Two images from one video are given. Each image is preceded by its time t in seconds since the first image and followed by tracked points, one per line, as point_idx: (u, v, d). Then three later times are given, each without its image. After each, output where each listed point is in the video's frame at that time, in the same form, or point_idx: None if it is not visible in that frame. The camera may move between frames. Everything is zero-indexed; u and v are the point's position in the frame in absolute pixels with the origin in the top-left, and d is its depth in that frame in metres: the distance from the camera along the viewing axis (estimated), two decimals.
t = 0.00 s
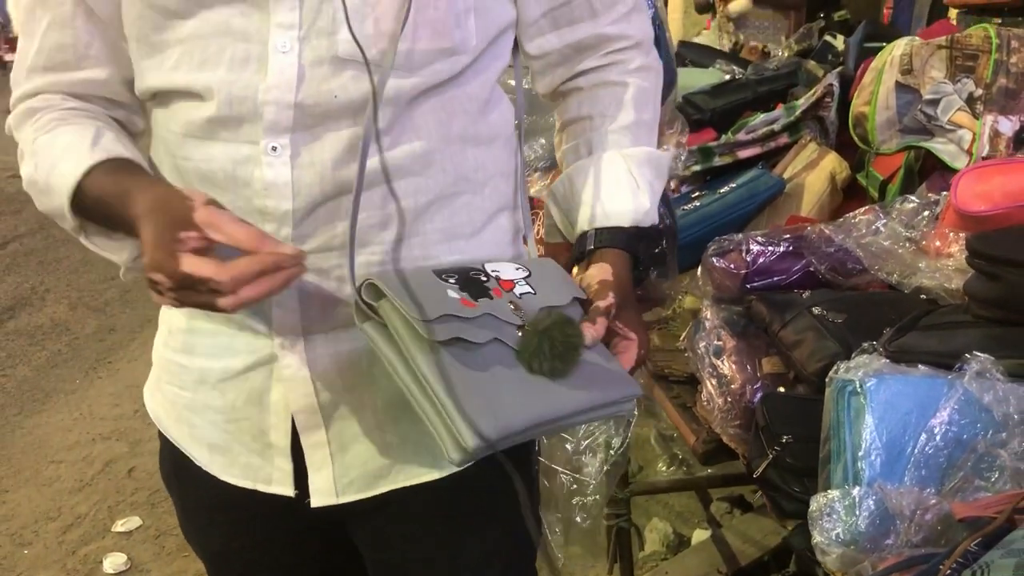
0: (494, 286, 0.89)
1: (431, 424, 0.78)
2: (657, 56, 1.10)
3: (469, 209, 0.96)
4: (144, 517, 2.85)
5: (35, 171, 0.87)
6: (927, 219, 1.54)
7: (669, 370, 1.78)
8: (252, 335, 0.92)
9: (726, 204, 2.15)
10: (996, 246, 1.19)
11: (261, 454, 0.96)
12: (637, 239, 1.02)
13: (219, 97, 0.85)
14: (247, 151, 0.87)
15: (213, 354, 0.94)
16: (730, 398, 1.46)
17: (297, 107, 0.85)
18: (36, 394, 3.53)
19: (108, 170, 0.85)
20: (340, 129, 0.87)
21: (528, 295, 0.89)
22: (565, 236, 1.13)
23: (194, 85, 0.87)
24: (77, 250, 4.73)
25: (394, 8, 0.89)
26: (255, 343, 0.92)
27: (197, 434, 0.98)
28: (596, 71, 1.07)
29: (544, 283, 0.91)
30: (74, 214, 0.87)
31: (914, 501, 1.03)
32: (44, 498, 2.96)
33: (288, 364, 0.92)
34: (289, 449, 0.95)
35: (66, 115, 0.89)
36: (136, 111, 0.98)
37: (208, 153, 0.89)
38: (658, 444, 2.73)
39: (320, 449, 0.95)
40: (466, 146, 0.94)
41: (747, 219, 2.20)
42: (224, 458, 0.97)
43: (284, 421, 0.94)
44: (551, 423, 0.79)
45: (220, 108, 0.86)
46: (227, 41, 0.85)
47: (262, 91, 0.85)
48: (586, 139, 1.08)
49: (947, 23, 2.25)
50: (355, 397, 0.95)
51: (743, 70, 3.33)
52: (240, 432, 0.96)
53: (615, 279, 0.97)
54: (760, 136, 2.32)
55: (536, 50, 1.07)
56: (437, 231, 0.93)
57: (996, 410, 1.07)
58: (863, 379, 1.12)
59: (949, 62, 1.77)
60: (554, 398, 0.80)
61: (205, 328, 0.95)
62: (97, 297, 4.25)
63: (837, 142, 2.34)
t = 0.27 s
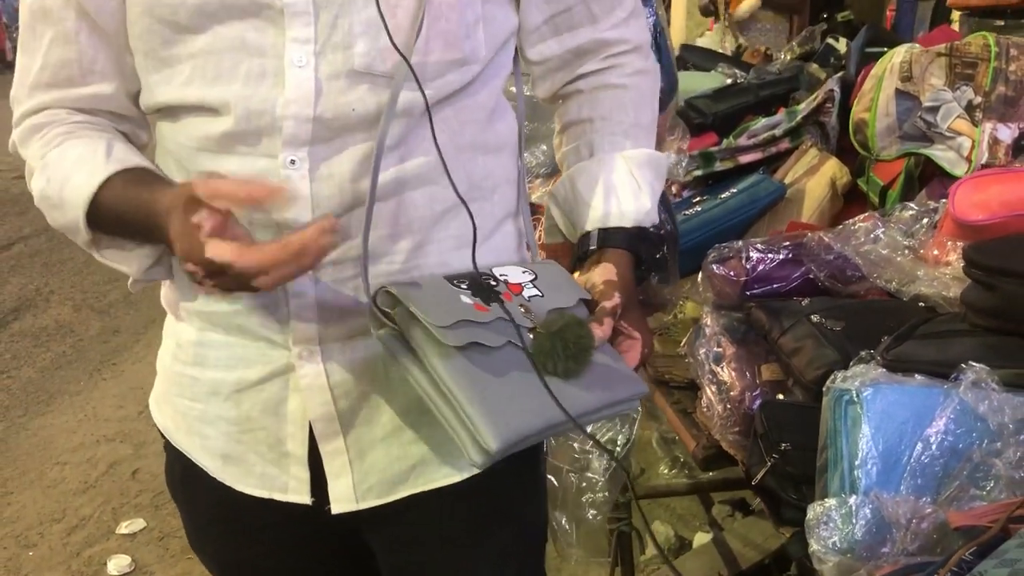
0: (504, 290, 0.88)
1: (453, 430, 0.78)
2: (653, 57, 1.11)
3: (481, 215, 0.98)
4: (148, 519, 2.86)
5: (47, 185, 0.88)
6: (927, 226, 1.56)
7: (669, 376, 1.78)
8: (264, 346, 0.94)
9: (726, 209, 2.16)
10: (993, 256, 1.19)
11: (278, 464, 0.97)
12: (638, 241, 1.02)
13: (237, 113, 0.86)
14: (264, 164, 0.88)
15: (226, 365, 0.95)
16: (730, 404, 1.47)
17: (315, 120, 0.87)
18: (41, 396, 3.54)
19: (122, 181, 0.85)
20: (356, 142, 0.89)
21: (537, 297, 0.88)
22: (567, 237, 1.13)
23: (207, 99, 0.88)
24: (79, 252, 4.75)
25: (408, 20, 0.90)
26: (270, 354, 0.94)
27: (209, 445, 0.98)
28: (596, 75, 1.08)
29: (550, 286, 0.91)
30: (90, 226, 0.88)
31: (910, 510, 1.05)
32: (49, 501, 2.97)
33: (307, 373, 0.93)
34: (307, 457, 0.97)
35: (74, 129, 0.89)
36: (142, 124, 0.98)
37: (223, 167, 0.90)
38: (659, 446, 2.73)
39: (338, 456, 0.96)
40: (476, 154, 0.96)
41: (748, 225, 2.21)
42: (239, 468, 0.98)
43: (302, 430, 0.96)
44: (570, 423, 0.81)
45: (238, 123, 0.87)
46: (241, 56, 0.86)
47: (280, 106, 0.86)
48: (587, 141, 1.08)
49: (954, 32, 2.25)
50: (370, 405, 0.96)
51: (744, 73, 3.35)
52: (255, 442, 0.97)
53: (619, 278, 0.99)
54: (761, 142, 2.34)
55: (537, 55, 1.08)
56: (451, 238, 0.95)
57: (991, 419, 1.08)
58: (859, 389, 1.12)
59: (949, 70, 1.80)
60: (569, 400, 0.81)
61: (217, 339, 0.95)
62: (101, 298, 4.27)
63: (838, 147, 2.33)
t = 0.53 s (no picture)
0: (522, 302, 0.88)
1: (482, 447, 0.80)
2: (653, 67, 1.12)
3: (483, 226, 0.98)
4: (151, 520, 2.87)
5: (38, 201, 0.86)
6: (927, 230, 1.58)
7: (669, 381, 1.81)
8: (268, 354, 0.95)
9: (727, 213, 2.18)
10: (989, 264, 1.21)
11: (282, 474, 0.98)
12: (642, 253, 1.04)
13: (244, 123, 0.88)
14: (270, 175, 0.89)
15: (230, 376, 0.96)
16: (730, 410, 1.48)
17: (322, 131, 0.87)
18: (44, 397, 3.55)
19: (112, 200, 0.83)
20: (363, 152, 0.90)
21: (555, 309, 0.89)
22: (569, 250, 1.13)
23: (213, 110, 0.89)
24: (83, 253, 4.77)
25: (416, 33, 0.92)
26: (275, 363, 0.95)
27: (211, 455, 0.99)
28: (598, 88, 1.08)
29: (566, 298, 0.91)
30: (81, 239, 0.85)
31: (908, 516, 1.06)
32: (52, 502, 2.98)
33: (312, 384, 0.94)
34: (311, 467, 0.98)
35: (69, 140, 0.88)
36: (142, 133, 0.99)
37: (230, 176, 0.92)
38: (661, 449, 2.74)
39: (343, 467, 0.97)
40: (480, 165, 0.97)
41: (749, 228, 2.22)
42: (242, 479, 0.99)
43: (307, 439, 0.97)
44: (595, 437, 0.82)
45: (244, 133, 0.88)
46: (247, 67, 0.87)
47: (287, 117, 0.87)
48: (589, 154, 1.08)
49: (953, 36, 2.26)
50: (376, 416, 0.97)
51: (746, 76, 3.36)
52: (258, 452, 0.98)
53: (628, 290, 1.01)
54: (763, 146, 2.35)
55: (537, 67, 1.09)
56: (455, 248, 0.96)
57: (988, 426, 1.09)
58: (858, 396, 1.13)
59: (948, 76, 1.81)
60: (594, 413, 0.82)
61: (221, 351, 0.96)
62: (104, 300, 4.29)
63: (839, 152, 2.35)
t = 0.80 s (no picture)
0: (519, 316, 0.89)
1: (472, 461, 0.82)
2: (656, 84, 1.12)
3: (484, 238, 0.99)
4: (154, 523, 2.88)
5: (35, 206, 0.87)
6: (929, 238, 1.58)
7: (672, 387, 1.81)
8: (268, 365, 0.96)
9: (730, 218, 2.18)
10: (992, 273, 1.21)
11: (281, 485, 0.99)
12: (642, 269, 1.04)
13: (245, 135, 0.88)
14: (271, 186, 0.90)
15: (231, 386, 0.97)
16: (732, 416, 1.49)
17: (324, 144, 0.88)
18: (48, 399, 3.56)
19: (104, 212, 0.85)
20: (365, 165, 0.91)
21: (552, 323, 0.89)
22: (570, 263, 1.13)
23: (215, 121, 0.89)
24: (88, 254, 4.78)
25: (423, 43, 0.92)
26: (275, 374, 0.96)
27: (211, 465, 1.00)
28: (601, 103, 1.09)
29: (564, 312, 0.91)
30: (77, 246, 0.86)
31: (909, 525, 1.07)
32: (56, 504, 2.99)
33: (312, 396, 0.95)
34: (311, 478, 0.98)
35: (69, 148, 0.89)
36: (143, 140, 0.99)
37: (231, 189, 0.92)
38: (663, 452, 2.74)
39: (343, 478, 0.98)
40: (481, 177, 0.98)
41: (751, 234, 2.22)
42: (241, 488, 1.00)
43: (306, 451, 0.97)
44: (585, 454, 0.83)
45: (245, 144, 0.89)
46: (249, 78, 0.88)
47: (289, 128, 0.88)
48: (591, 168, 1.09)
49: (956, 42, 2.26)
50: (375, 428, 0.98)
51: (749, 79, 3.37)
52: (258, 462, 0.98)
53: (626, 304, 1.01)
54: (766, 150, 2.36)
55: (540, 81, 1.10)
56: (456, 260, 0.97)
57: (990, 436, 1.09)
58: (860, 406, 1.15)
59: (950, 83, 1.82)
60: (586, 431, 0.83)
61: (221, 362, 0.97)
62: (108, 302, 4.30)
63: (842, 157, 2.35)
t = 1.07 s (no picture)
0: (496, 304, 0.85)
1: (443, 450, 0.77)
2: (660, 85, 1.12)
3: (482, 240, 1.00)
4: (157, 523, 2.88)
5: (41, 208, 0.88)
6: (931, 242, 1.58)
7: (675, 389, 1.80)
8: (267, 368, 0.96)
9: (732, 220, 2.18)
10: (994, 277, 1.22)
11: (279, 487, 0.99)
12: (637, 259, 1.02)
13: (244, 138, 0.89)
14: (269, 190, 0.91)
15: (231, 389, 0.98)
16: (735, 419, 1.48)
17: (323, 147, 0.89)
18: (51, 399, 3.57)
19: (115, 215, 0.86)
20: (364, 169, 0.91)
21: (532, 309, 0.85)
22: (571, 257, 1.12)
23: (214, 123, 0.90)
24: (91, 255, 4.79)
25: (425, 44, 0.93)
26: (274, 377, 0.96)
27: (212, 468, 1.01)
28: (606, 96, 1.09)
29: (547, 298, 0.87)
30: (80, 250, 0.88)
31: (911, 529, 1.07)
32: (60, 505, 3.00)
33: (308, 400, 0.96)
34: (310, 481, 0.99)
35: (72, 150, 0.89)
36: (143, 141, 0.99)
37: (229, 192, 0.92)
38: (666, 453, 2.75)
39: (340, 481, 0.99)
40: (480, 181, 0.99)
41: (754, 234, 2.22)
42: (240, 490, 1.00)
43: (305, 453, 0.98)
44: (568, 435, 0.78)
45: (245, 147, 0.89)
46: (249, 80, 0.88)
47: (288, 131, 0.88)
48: (593, 160, 1.08)
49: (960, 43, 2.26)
50: (373, 432, 0.98)
51: (752, 80, 3.37)
52: (257, 465, 0.99)
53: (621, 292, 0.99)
54: (769, 152, 2.37)
55: (546, 81, 1.11)
56: (454, 263, 0.98)
57: (992, 440, 1.10)
58: (862, 409, 1.14)
59: (953, 85, 1.82)
60: (567, 413, 0.78)
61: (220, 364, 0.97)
62: (111, 302, 4.31)
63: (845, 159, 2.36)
